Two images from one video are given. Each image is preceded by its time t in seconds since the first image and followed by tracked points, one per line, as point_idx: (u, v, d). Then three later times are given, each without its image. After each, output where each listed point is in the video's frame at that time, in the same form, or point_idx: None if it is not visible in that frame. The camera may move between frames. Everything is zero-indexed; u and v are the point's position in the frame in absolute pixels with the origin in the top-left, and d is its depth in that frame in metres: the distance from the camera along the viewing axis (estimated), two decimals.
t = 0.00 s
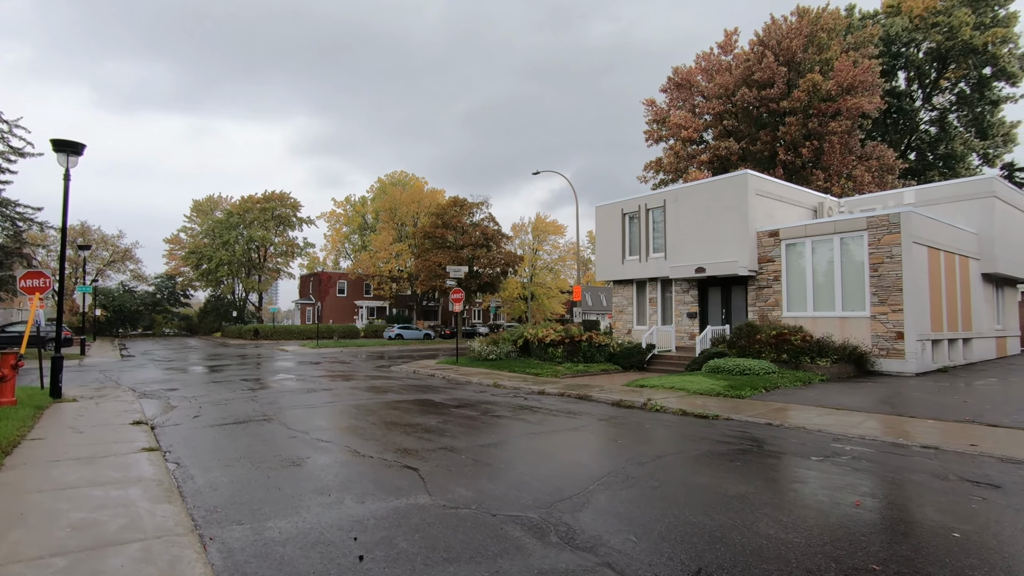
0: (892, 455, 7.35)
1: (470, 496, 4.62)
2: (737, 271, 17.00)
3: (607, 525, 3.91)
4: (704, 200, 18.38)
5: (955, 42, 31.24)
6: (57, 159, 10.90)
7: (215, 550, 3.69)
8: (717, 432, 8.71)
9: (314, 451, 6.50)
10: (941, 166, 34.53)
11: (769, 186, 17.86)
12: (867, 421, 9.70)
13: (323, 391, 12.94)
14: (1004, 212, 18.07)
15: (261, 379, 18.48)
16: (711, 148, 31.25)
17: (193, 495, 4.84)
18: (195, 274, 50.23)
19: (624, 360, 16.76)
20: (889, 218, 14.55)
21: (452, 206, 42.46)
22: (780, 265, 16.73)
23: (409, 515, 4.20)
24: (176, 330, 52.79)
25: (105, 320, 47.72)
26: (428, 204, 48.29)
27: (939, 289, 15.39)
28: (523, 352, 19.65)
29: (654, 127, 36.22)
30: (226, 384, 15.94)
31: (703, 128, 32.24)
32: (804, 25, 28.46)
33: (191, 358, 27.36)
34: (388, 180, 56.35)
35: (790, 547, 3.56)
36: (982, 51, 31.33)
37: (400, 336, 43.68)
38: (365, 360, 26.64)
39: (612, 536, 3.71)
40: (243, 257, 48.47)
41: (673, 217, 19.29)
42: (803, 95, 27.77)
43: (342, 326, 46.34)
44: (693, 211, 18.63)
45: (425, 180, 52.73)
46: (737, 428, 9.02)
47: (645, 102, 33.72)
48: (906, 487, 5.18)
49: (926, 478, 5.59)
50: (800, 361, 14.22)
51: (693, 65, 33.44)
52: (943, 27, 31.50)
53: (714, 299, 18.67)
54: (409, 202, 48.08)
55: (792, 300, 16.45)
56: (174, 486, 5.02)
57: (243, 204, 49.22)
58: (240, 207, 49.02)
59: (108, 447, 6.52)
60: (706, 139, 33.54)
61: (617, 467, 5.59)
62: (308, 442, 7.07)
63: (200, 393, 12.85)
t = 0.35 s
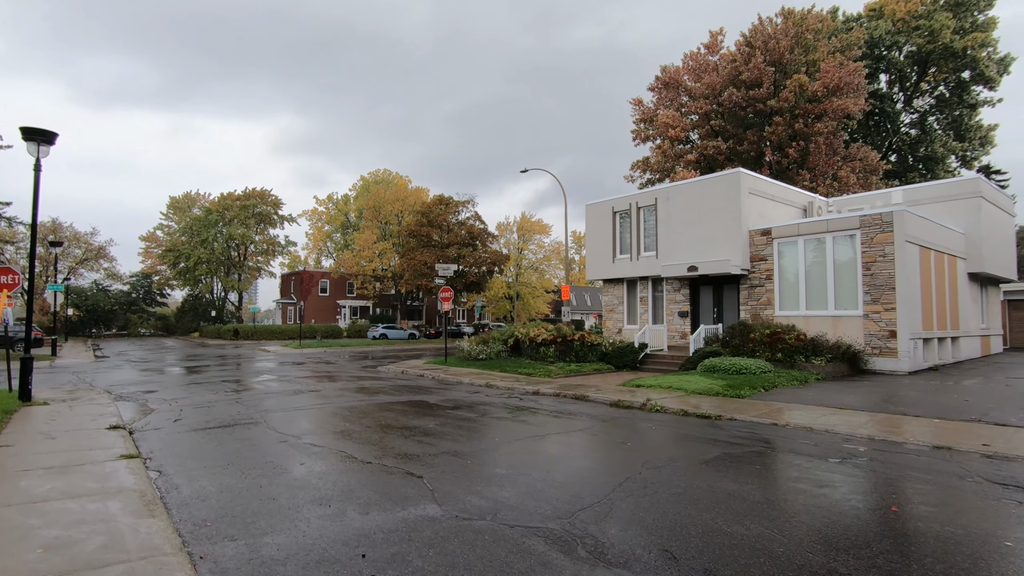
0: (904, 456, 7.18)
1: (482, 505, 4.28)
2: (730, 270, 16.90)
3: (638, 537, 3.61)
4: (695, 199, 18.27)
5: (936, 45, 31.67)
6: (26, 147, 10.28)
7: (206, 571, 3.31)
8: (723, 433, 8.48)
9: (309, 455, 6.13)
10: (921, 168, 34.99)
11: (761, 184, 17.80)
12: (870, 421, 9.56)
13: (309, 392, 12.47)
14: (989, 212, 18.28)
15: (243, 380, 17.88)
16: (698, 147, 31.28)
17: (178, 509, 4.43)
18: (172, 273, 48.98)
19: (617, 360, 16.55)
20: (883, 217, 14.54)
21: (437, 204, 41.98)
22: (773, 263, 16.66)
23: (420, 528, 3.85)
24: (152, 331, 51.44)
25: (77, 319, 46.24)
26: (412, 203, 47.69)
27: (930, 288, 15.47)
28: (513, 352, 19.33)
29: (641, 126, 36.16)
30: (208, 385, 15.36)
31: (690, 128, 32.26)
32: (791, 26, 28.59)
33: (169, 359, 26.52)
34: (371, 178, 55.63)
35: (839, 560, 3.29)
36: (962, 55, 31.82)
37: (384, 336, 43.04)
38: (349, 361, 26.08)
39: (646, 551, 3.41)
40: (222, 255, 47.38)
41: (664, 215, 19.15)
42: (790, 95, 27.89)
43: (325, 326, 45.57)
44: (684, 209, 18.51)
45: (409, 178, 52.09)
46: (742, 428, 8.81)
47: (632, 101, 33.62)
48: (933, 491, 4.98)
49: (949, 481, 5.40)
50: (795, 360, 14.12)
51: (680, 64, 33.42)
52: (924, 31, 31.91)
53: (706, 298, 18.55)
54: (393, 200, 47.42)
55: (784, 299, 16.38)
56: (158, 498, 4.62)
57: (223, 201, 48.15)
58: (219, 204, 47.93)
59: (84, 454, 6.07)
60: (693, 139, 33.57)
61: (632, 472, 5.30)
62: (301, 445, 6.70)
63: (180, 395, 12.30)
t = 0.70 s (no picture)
0: (923, 458, 6.99)
1: (502, 521, 3.97)
2: (727, 269, 16.74)
3: (681, 556, 3.33)
4: (692, 198, 18.11)
5: (923, 47, 31.98)
6: (1, 138, 9.73)
7: None
8: (734, 436, 8.25)
9: (308, 464, 5.76)
10: (907, 169, 35.32)
11: (757, 183, 17.68)
12: (878, 422, 9.41)
13: (301, 395, 12.06)
14: (981, 213, 18.38)
15: (229, 382, 17.36)
16: (690, 147, 31.21)
17: (168, 529, 4.04)
18: (153, 272, 47.89)
19: (613, 360, 16.31)
20: (881, 216, 14.48)
21: (427, 202, 41.54)
22: (770, 263, 16.54)
23: (439, 549, 3.52)
24: (132, 331, 50.28)
25: (54, 320, 45.00)
26: (400, 201, 47.12)
27: (925, 288, 15.48)
28: (507, 352, 19.02)
29: (632, 126, 36.04)
30: (193, 388, 14.83)
31: (682, 127, 32.21)
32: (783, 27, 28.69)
33: (151, 361, 25.76)
34: (358, 176, 54.96)
35: None
36: (948, 58, 32.17)
37: (372, 337, 42.43)
38: (337, 362, 25.56)
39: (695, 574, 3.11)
40: (206, 254, 46.45)
41: (660, 214, 18.96)
42: (783, 96, 27.93)
43: (311, 326, 44.91)
44: (680, 209, 18.35)
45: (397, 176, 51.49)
46: (751, 430, 8.61)
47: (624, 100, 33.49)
48: (970, 500, 4.77)
49: (981, 489, 5.21)
50: (795, 361, 13.99)
51: (671, 64, 33.33)
52: (912, 33, 32.23)
53: (702, 298, 18.39)
54: (381, 198, 46.84)
55: (781, 300, 16.28)
56: (147, 516, 4.24)
57: (206, 199, 47.22)
58: (202, 202, 46.98)
59: (64, 465, 5.64)
60: (684, 139, 33.53)
61: (655, 482, 5.01)
62: (298, 453, 6.32)
63: (165, 398, 11.82)
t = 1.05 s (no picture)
0: (950, 462, 6.78)
1: (535, 536, 3.68)
2: (729, 268, 16.56)
3: None
4: (692, 196, 17.92)
5: (917, 48, 32.09)
6: None
7: None
8: (750, 439, 8.01)
9: (315, 473, 5.42)
10: (900, 170, 35.41)
11: (759, 182, 17.51)
12: (894, 423, 9.23)
13: (298, 397, 11.68)
14: (980, 213, 18.37)
15: (220, 384, 16.90)
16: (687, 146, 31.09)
17: (169, 548, 3.70)
18: (139, 271, 47.03)
19: (615, 361, 16.06)
20: (885, 216, 14.35)
21: (420, 201, 41.12)
22: (773, 262, 16.38)
23: (473, 568, 3.23)
24: (117, 331, 49.39)
25: (37, 320, 44.05)
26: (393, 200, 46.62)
27: (929, 287, 15.39)
28: (506, 352, 18.71)
29: (628, 125, 35.87)
30: (183, 390, 14.38)
31: (678, 126, 32.07)
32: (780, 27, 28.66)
33: (138, 362, 25.16)
34: (349, 174, 54.40)
35: None
36: (942, 59, 32.32)
37: (364, 337, 41.89)
38: (331, 362, 25.13)
39: None
40: (194, 253, 45.66)
41: (660, 213, 18.75)
42: (780, 96, 27.88)
43: (302, 326, 44.35)
44: (681, 207, 18.16)
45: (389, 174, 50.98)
46: (768, 433, 8.36)
47: (619, 98, 33.34)
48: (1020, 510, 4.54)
49: None
50: (800, 361, 13.83)
51: (666, 63, 33.19)
52: (905, 35, 32.34)
53: (703, 297, 18.21)
54: (373, 197, 46.34)
55: (784, 299, 16.13)
56: (146, 533, 3.90)
57: (194, 197, 46.44)
58: (190, 200, 46.21)
59: (50, 475, 5.26)
60: (680, 138, 33.40)
61: (688, 489, 4.74)
62: (303, 459, 5.97)
63: (155, 401, 11.39)
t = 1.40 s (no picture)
0: (982, 465, 6.54)
1: (578, 553, 3.38)
2: (733, 267, 16.35)
3: None
4: (695, 194, 17.70)
5: (913, 48, 32.14)
6: None
7: None
8: (770, 442, 7.75)
9: (324, 481, 5.07)
10: (895, 170, 35.46)
11: (762, 180, 17.32)
12: (912, 425, 9.00)
13: (296, 398, 11.31)
14: (982, 212, 18.29)
15: (213, 386, 16.46)
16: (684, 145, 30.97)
17: (174, 568, 3.36)
18: (128, 271, 46.29)
19: (618, 361, 15.81)
20: (893, 214, 14.17)
21: (415, 200, 40.73)
22: (777, 261, 16.18)
23: None
24: (105, 332, 48.62)
25: (23, 320, 43.22)
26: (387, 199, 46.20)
27: (934, 287, 15.25)
28: (506, 353, 18.40)
29: (624, 125, 35.71)
30: (176, 392, 13.95)
31: (676, 125, 31.92)
32: (778, 26, 28.64)
33: (127, 363, 24.61)
34: (342, 173, 53.89)
35: None
36: (937, 60, 32.41)
37: (358, 337, 41.41)
38: (326, 363, 24.72)
39: None
40: (184, 252, 44.96)
41: (662, 211, 18.53)
42: (779, 95, 27.80)
43: (295, 326, 43.86)
44: (683, 205, 17.94)
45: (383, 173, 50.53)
46: (786, 435, 8.12)
47: (616, 97, 33.18)
48: None
49: None
50: (808, 361, 13.63)
51: (664, 62, 33.02)
52: (902, 35, 32.40)
53: (705, 297, 18.00)
54: (367, 196, 45.89)
55: (789, 299, 15.93)
56: (146, 552, 3.55)
57: (184, 195, 45.78)
58: (180, 198, 45.55)
59: (38, 485, 4.89)
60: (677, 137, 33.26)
61: (728, 498, 4.45)
62: (311, 467, 5.62)
63: (148, 404, 10.98)
